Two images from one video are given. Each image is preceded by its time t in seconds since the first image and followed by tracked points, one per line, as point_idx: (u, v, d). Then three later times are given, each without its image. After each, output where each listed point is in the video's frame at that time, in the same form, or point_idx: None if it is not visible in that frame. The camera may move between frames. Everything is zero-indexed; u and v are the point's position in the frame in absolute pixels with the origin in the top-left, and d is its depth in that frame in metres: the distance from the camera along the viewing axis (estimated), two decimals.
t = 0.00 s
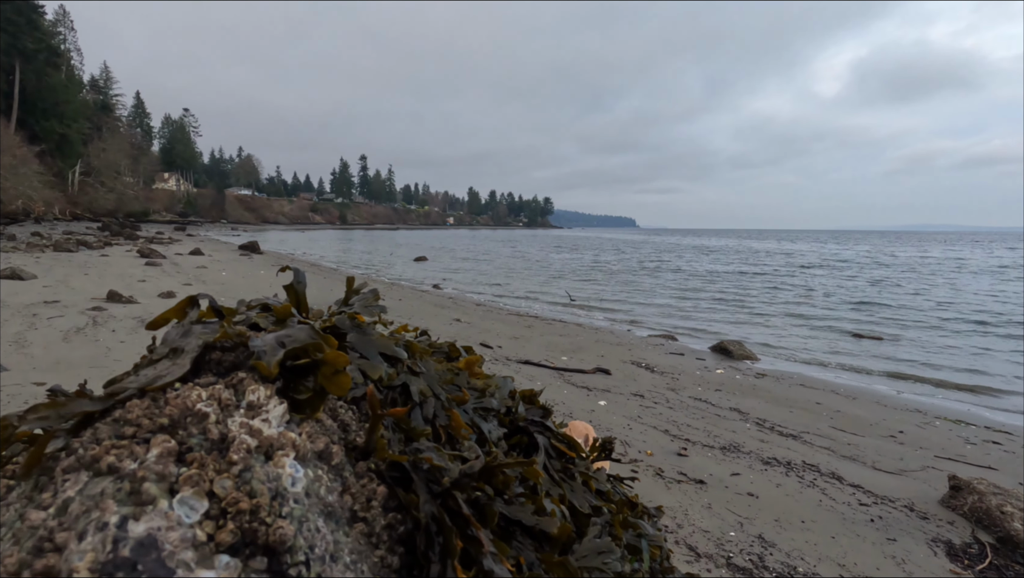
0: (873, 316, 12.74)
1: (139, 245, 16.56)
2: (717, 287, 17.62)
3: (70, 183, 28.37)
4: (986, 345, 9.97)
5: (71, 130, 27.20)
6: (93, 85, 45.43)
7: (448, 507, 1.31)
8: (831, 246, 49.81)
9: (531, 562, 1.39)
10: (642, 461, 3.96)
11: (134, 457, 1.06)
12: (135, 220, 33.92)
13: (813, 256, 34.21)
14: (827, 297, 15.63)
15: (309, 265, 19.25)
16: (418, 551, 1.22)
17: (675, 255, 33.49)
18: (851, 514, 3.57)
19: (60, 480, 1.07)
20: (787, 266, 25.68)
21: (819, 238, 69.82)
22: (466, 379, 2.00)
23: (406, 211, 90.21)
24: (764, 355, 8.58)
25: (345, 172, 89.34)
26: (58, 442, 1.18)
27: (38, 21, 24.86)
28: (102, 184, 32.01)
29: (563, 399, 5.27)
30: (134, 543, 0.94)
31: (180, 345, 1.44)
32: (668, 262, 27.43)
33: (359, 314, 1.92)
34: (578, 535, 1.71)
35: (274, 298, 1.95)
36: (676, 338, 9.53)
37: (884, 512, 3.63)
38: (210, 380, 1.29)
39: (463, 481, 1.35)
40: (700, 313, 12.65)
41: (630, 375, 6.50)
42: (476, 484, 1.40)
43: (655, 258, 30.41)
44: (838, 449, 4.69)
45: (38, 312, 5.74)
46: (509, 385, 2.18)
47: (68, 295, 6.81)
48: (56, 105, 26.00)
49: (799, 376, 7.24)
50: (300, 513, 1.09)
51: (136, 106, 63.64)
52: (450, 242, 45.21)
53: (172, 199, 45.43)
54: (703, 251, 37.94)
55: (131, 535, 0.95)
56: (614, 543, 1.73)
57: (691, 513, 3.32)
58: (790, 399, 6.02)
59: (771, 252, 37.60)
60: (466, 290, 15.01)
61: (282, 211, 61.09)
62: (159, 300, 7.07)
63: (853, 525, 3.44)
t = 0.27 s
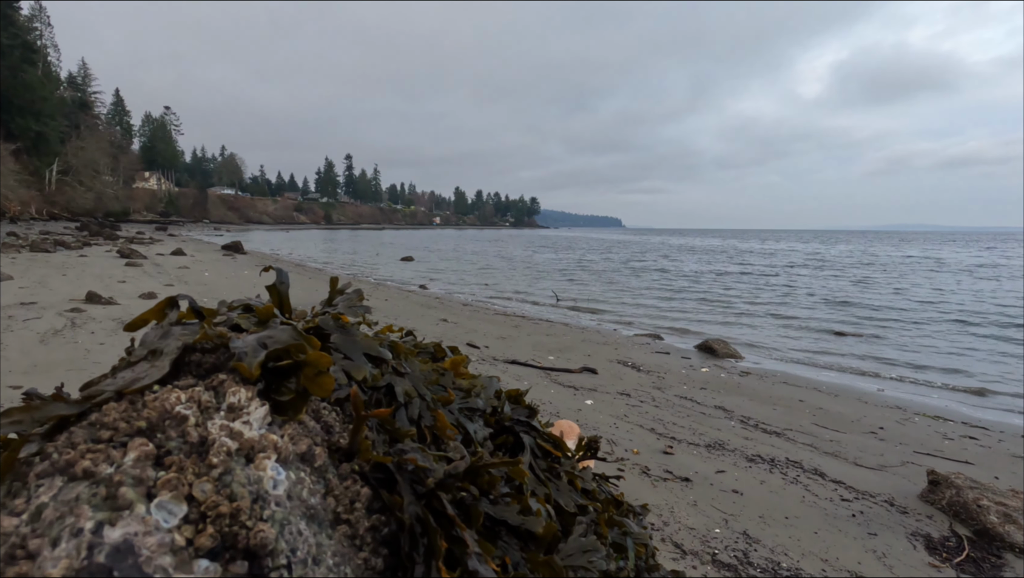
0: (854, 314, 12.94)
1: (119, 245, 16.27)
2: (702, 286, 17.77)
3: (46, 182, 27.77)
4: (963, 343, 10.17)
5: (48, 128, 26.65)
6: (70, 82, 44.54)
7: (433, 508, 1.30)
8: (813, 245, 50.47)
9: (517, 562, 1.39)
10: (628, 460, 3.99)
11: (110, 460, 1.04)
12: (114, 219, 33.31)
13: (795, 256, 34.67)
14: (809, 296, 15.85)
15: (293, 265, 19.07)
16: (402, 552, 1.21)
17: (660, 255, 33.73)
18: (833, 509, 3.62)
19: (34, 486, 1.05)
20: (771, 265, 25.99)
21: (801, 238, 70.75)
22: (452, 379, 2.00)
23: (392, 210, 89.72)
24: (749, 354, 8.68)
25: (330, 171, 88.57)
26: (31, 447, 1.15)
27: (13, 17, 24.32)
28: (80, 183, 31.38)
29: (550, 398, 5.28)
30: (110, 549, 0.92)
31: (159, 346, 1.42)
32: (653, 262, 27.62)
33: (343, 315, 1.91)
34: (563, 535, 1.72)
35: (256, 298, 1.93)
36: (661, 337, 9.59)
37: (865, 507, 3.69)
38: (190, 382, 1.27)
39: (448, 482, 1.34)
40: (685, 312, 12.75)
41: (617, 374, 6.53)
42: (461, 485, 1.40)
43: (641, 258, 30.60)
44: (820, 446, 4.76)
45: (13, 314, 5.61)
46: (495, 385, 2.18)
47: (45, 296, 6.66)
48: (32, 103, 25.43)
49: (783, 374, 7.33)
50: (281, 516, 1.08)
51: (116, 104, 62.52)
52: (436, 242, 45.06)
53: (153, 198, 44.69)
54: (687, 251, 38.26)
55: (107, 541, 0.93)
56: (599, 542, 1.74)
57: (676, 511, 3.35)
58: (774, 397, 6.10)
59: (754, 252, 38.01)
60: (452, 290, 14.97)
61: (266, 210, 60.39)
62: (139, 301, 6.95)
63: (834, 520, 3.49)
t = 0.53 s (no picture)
0: (837, 313, 13.12)
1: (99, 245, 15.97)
2: (687, 286, 17.91)
3: (24, 181, 27.18)
4: (943, 341, 10.35)
5: (25, 126, 26.08)
6: (48, 79, 43.62)
7: (417, 509, 1.30)
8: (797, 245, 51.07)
9: (502, 561, 1.39)
10: (615, 458, 4.01)
11: (86, 465, 1.03)
12: (94, 219, 32.69)
13: (780, 255, 35.04)
14: (793, 295, 16.03)
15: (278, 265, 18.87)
16: (385, 554, 1.21)
17: (647, 254, 33.95)
18: (816, 505, 3.68)
19: (5, 491, 1.02)
20: (755, 265, 26.26)
21: (785, 238, 71.58)
22: (437, 379, 1.99)
23: (378, 210, 89.17)
24: (733, 352, 8.76)
25: (316, 170, 87.82)
26: (5, 452, 1.13)
27: None
28: (59, 182, 30.74)
29: (537, 397, 5.29)
30: (85, 555, 0.91)
31: (136, 349, 1.39)
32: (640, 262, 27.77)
33: (326, 315, 1.89)
34: (550, 533, 1.72)
35: (238, 299, 1.91)
36: (648, 336, 9.65)
37: (847, 503, 3.75)
38: (168, 384, 1.25)
39: (433, 482, 1.34)
40: (671, 312, 12.84)
41: (604, 373, 6.56)
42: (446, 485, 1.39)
43: (627, 257, 30.74)
44: (803, 442, 4.83)
45: None
46: (480, 384, 2.18)
47: (22, 298, 6.51)
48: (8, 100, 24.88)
49: (767, 372, 7.42)
50: (262, 519, 1.07)
51: (96, 101, 61.36)
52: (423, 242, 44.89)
53: (134, 197, 43.94)
54: (673, 250, 38.55)
55: (82, 546, 0.92)
56: (584, 541, 1.75)
57: (663, 508, 3.37)
58: (758, 395, 6.17)
59: (739, 251, 38.38)
60: (439, 290, 14.91)
61: (250, 210, 59.69)
62: (120, 302, 6.83)
63: (818, 516, 3.54)
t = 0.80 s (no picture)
0: (820, 312, 13.29)
1: (79, 245, 15.67)
2: (674, 285, 18.04)
3: None
4: (923, 339, 10.54)
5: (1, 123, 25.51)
6: (25, 75, 42.72)
7: (404, 509, 1.29)
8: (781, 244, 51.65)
9: (489, 561, 1.39)
10: (603, 457, 4.03)
11: (65, 468, 1.01)
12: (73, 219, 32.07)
13: (764, 254, 35.43)
14: (778, 294, 16.22)
15: (263, 265, 18.68)
16: (372, 555, 1.20)
17: (633, 254, 34.16)
18: (800, 501, 3.73)
19: None
20: (741, 264, 26.50)
21: (769, 237, 72.38)
22: (424, 379, 1.98)
23: (364, 210, 88.60)
24: (719, 351, 8.84)
25: (301, 170, 87.08)
26: None
27: None
28: (36, 181, 30.11)
29: (525, 397, 5.30)
30: (64, 560, 0.89)
31: (118, 350, 1.37)
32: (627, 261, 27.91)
33: (312, 316, 1.88)
34: (537, 532, 1.73)
35: (221, 299, 1.89)
36: (635, 335, 9.70)
37: (830, 498, 3.80)
38: (150, 386, 1.24)
39: (419, 483, 1.33)
40: (658, 311, 12.93)
41: (591, 372, 6.59)
42: (432, 485, 1.39)
43: (614, 257, 30.89)
44: (788, 439, 4.89)
45: None
46: (468, 384, 2.17)
47: None
48: None
49: (752, 370, 7.50)
50: (247, 521, 1.06)
51: (75, 98, 60.21)
52: (411, 242, 44.72)
53: (114, 196, 43.19)
54: (660, 250, 38.83)
55: (61, 551, 0.90)
56: (571, 539, 1.75)
57: (650, 506, 3.40)
58: (744, 393, 6.23)
59: (725, 250, 38.71)
60: (427, 290, 14.87)
61: (234, 209, 58.98)
62: (100, 303, 6.71)
63: (802, 512, 3.59)
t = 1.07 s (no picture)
0: (804, 310, 13.46)
1: (58, 245, 15.36)
2: (660, 284, 18.16)
3: None
4: (904, 337, 10.72)
5: None
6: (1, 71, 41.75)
7: (389, 510, 1.28)
8: (766, 243, 52.16)
9: (476, 561, 1.39)
10: (591, 456, 4.05)
11: (41, 473, 0.99)
12: (51, 218, 31.43)
13: (749, 254, 35.75)
14: (762, 293, 16.40)
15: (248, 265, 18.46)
16: (357, 557, 1.19)
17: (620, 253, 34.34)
18: (785, 497, 3.78)
19: None
20: (727, 264, 26.73)
21: (754, 237, 73.12)
22: (410, 380, 1.97)
23: (350, 209, 87.95)
24: (705, 349, 8.91)
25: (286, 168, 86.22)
26: None
27: None
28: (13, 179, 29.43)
29: (513, 396, 5.31)
30: (39, 567, 0.88)
31: (96, 352, 1.35)
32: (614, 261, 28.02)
33: (296, 316, 1.86)
34: (524, 531, 1.73)
35: (203, 300, 1.86)
36: (622, 334, 9.75)
37: (814, 494, 3.85)
38: (129, 389, 1.22)
39: (405, 484, 1.33)
40: (645, 310, 13.01)
41: (579, 371, 6.62)
42: (419, 486, 1.39)
43: (601, 256, 31.00)
44: (772, 436, 4.95)
45: None
46: (454, 384, 2.17)
47: None
48: None
49: (737, 368, 7.57)
50: (229, 525, 1.04)
51: (53, 95, 58.98)
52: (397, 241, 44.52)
53: (94, 195, 42.39)
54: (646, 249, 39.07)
55: (36, 558, 0.88)
56: (559, 538, 1.75)
57: (637, 504, 3.42)
58: (729, 391, 6.30)
59: (711, 250, 39.00)
60: (414, 290, 14.80)
61: (217, 208, 58.19)
62: (80, 304, 6.58)
63: (787, 508, 3.64)
